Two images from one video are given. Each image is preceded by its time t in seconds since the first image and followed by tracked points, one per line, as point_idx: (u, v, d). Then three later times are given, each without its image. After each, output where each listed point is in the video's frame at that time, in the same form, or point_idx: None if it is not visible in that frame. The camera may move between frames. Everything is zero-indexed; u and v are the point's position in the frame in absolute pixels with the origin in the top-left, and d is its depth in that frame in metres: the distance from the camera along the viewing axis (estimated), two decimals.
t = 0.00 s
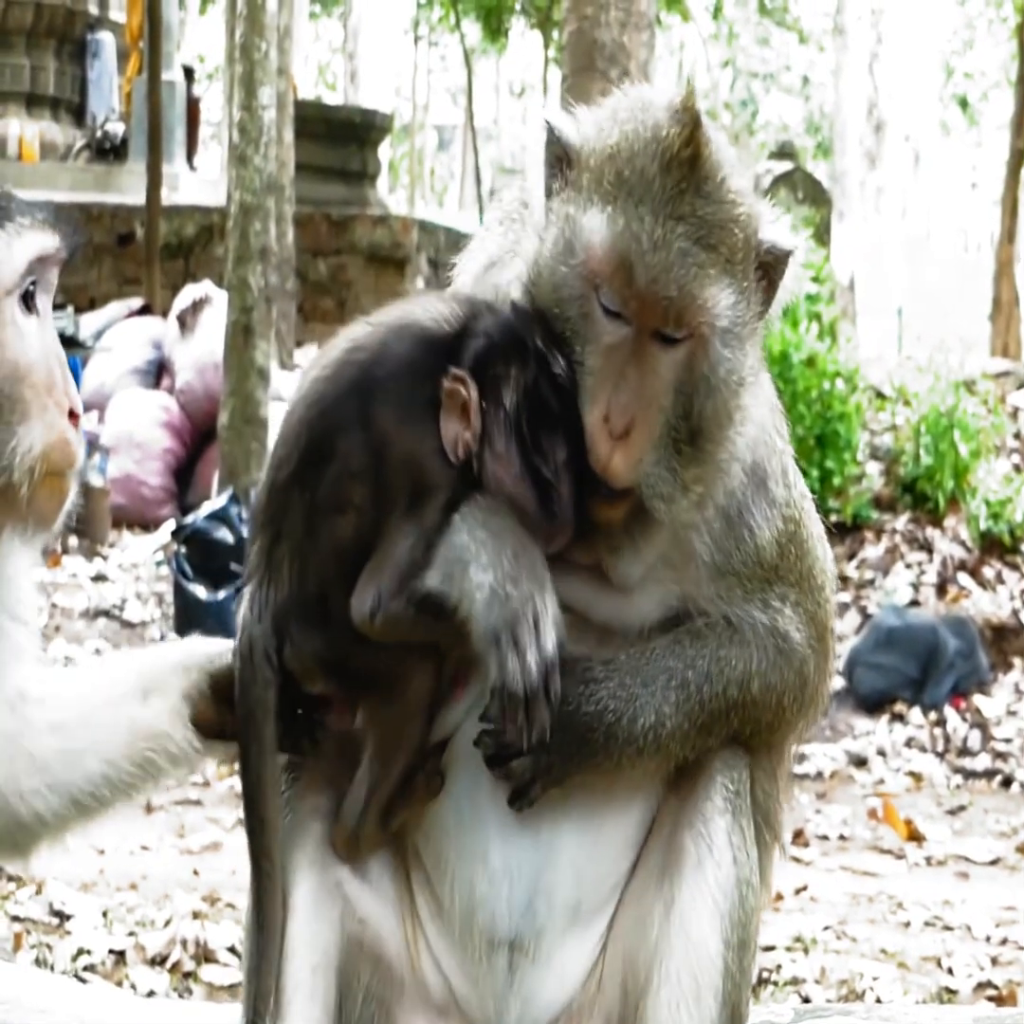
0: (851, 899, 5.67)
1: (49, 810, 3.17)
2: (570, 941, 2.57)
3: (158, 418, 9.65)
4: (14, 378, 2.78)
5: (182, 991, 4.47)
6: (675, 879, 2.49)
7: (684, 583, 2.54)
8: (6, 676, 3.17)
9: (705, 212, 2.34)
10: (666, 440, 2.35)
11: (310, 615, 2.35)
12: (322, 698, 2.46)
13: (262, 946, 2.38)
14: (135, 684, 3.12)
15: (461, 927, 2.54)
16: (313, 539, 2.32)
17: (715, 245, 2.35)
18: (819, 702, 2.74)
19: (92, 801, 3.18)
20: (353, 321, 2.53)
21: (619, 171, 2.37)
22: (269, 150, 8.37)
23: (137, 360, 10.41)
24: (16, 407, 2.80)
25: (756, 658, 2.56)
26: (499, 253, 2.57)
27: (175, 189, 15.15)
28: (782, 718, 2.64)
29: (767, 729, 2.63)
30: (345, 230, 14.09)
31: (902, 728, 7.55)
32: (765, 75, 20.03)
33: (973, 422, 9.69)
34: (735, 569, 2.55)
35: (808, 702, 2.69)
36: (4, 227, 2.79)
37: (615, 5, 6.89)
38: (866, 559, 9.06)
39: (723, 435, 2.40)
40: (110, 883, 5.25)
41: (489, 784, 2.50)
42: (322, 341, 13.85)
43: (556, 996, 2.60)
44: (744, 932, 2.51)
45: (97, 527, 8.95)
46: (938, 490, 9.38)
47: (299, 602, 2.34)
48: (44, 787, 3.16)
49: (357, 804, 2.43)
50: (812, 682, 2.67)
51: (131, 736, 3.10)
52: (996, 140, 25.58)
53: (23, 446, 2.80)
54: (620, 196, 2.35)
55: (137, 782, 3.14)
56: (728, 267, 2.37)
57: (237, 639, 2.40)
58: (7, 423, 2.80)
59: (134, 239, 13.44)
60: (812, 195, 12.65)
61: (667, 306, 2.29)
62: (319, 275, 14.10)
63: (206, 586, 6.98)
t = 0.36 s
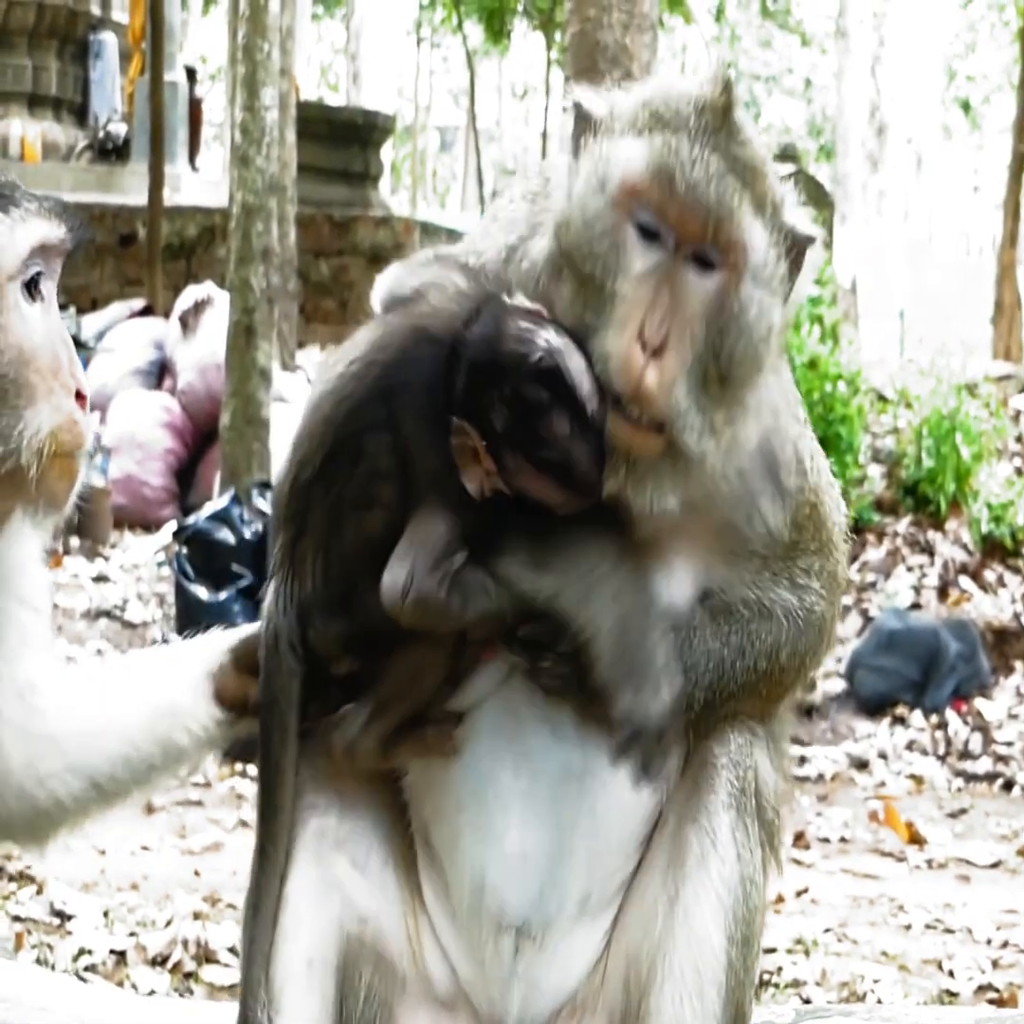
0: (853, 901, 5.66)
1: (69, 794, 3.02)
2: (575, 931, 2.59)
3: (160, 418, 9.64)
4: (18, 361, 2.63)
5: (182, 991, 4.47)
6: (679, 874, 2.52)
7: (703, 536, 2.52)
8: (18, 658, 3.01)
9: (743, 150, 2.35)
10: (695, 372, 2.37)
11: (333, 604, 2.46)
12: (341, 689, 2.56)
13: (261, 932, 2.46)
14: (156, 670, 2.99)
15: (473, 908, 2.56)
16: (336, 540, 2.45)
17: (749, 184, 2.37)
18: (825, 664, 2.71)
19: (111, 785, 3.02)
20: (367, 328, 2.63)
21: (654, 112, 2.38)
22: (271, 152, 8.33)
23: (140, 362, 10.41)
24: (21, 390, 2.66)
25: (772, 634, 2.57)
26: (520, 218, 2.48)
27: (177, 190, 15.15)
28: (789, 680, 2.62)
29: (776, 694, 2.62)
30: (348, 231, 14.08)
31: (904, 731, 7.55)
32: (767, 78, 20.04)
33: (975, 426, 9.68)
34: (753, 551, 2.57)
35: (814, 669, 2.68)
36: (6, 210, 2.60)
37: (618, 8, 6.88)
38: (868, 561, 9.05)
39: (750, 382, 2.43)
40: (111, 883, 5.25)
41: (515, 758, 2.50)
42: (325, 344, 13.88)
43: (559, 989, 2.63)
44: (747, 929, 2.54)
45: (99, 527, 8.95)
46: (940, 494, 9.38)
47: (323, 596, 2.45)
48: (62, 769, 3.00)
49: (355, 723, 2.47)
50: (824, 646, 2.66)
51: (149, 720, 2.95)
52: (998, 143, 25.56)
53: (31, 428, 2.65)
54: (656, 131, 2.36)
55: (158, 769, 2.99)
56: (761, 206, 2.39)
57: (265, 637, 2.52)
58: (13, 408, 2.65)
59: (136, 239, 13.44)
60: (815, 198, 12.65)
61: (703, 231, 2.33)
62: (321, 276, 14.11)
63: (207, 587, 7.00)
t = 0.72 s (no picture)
0: (853, 899, 5.66)
1: (87, 784, 3.03)
2: (588, 929, 2.60)
3: (160, 417, 9.65)
4: (15, 357, 2.62)
5: (183, 990, 4.48)
6: (685, 871, 2.53)
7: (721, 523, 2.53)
8: (43, 648, 3.00)
9: (766, 125, 2.43)
10: (708, 337, 2.42)
11: (342, 649, 2.49)
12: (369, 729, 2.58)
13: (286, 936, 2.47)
14: (182, 669, 2.98)
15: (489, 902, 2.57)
16: (336, 589, 2.45)
17: (771, 157, 2.44)
18: (824, 714, 2.72)
19: (129, 778, 3.02)
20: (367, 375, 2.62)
21: (683, 78, 2.47)
22: (271, 151, 8.31)
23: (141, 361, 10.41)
24: (19, 387, 2.65)
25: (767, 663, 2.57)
26: (537, 202, 2.60)
27: (177, 189, 15.16)
28: (792, 707, 2.64)
29: (774, 718, 2.63)
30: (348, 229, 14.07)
31: (904, 729, 7.54)
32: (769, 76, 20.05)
33: (976, 424, 9.69)
34: (773, 548, 2.61)
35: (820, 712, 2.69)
36: (2, 206, 2.59)
37: (619, 5, 6.88)
38: (869, 559, 9.05)
39: (766, 353, 2.49)
40: (112, 881, 5.25)
41: (537, 752, 2.51)
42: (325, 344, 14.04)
43: (568, 989, 2.63)
44: (752, 927, 2.56)
45: (100, 527, 8.92)
46: (940, 491, 9.39)
47: (336, 643, 2.49)
48: (82, 758, 3.01)
49: (376, 755, 2.53)
50: (822, 688, 2.68)
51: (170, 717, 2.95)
52: (999, 141, 25.55)
53: (28, 428, 2.64)
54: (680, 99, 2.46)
55: (176, 767, 2.98)
56: (782, 178, 2.45)
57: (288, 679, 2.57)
58: (10, 404, 2.64)
59: (136, 238, 13.45)
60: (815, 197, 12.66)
61: (721, 194, 2.40)
62: (321, 275, 14.11)
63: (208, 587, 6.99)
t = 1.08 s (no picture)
0: (853, 898, 5.66)
1: (78, 790, 3.02)
2: (589, 933, 2.60)
3: (160, 414, 9.65)
4: (14, 350, 2.62)
5: (182, 986, 4.48)
6: (688, 874, 2.53)
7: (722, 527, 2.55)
8: (39, 650, 2.99)
9: (749, 115, 2.46)
10: (696, 334, 2.47)
11: (341, 667, 2.48)
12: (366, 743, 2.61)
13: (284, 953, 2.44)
14: (178, 681, 3.00)
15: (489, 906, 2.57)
16: (337, 605, 2.45)
17: (756, 148, 2.47)
18: (819, 725, 2.73)
19: (119, 786, 3.02)
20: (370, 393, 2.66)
21: (668, 73, 2.49)
22: (272, 148, 8.30)
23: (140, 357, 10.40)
24: (17, 380, 2.64)
25: (772, 663, 2.59)
26: (530, 212, 2.67)
27: (177, 186, 15.16)
28: (787, 720, 2.65)
29: (776, 729, 2.64)
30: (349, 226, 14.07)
31: (904, 728, 7.55)
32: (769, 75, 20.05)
33: (976, 422, 9.68)
34: (783, 556, 2.62)
35: (817, 722, 2.71)
36: (3, 198, 2.60)
37: (619, 4, 6.88)
38: (868, 558, 9.05)
39: (755, 346, 2.54)
40: (112, 879, 5.25)
41: (538, 761, 2.52)
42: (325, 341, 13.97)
43: (569, 991, 2.64)
44: (754, 931, 2.55)
45: (100, 523, 8.93)
46: (940, 490, 9.39)
47: (334, 659, 2.47)
48: (73, 764, 3.00)
49: (382, 769, 2.51)
50: (816, 702, 2.68)
51: (166, 727, 2.95)
52: (999, 140, 25.53)
53: (26, 420, 2.64)
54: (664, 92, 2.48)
55: (168, 778, 2.99)
56: (767, 171, 2.48)
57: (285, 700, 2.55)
58: (8, 396, 2.63)
59: (137, 235, 13.45)
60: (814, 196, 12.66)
61: (705, 187, 2.43)
62: (322, 272, 14.10)
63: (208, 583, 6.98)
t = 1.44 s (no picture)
0: (852, 896, 5.67)
1: (64, 794, 3.03)
2: (582, 934, 2.60)
3: (160, 413, 9.65)
4: (14, 344, 2.62)
5: (182, 985, 4.47)
6: (684, 874, 2.53)
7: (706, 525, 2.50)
8: (30, 653, 3.02)
9: (732, 114, 2.38)
10: (684, 343, 2.40)
11: (326, 675, 2.50)
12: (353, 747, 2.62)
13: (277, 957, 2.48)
14: (165, 690, 2.98)
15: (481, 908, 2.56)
16: (322, 607, 2.47)
17: (739, 145, 2.40)
18: (809, 714, 2.70)
19: (105, 792, 3.02)
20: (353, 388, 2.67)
21: (646, 75, 2.40)
22: (271, 146, 8.30)
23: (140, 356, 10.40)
24: (17, 374, 2.65)
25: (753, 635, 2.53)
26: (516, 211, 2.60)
27: (177, 184, 15.16)
28: (773, 712, 2.61)
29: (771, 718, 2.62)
30: (348, 225, 14.08)
31: (903, 726, 7.55)
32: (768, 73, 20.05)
33: (975, 421, 9.69)
34: (767, 550, 2.57)
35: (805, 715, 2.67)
36: (2, 194, 2.60)
37: (618, 2, 6.89)
38: (867, 556, 9.06)
39: (743, 345, 2.46)
40: (111, 877, 5.25)
41: (525, 765, 2.51)
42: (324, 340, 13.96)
43: (563, 993, 2.64)
44: (751, 929, 2.55)
45: (98, 521, 8.92)
46: (939, 489, 9.38)
47: (318, 665, 2.50)
48: (60, 767, 3.01)
49: (374, 775, 2.53)
50: (802, 695, 2.63)
51: (152, 735, 2.95)
52: (999, 139, 25.53)
53: (26, 412, 2.64)
54: (646, 94, 2.39)
55: (153, 784, 2.98)
56: (752, 169, 2.41)
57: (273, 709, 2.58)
58: (8, 388, 2.64)
59: (136, 234, 13.45)
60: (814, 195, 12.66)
61: (687, 198, 2.35)
62: (321, 271, 14.09)
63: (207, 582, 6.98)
